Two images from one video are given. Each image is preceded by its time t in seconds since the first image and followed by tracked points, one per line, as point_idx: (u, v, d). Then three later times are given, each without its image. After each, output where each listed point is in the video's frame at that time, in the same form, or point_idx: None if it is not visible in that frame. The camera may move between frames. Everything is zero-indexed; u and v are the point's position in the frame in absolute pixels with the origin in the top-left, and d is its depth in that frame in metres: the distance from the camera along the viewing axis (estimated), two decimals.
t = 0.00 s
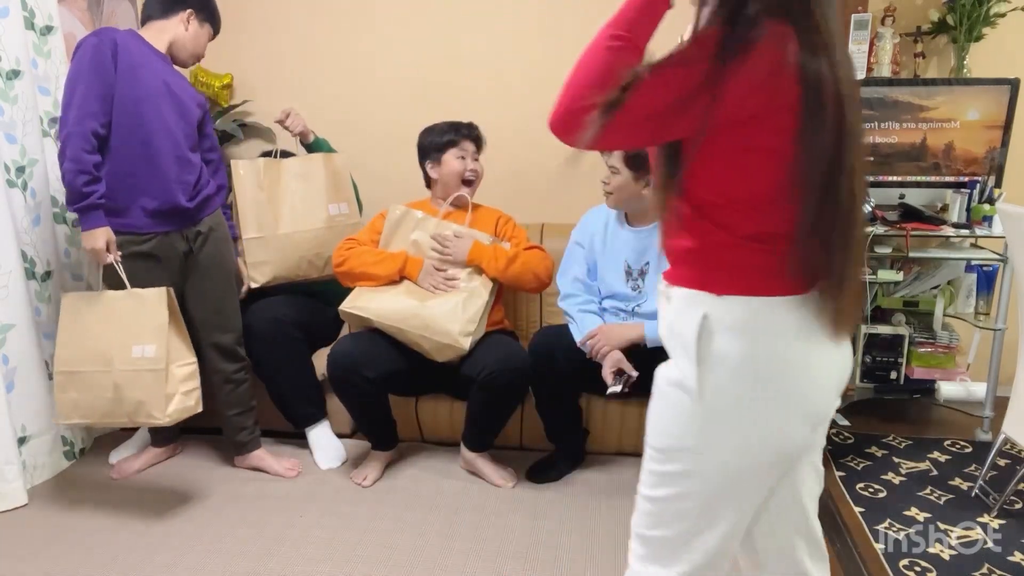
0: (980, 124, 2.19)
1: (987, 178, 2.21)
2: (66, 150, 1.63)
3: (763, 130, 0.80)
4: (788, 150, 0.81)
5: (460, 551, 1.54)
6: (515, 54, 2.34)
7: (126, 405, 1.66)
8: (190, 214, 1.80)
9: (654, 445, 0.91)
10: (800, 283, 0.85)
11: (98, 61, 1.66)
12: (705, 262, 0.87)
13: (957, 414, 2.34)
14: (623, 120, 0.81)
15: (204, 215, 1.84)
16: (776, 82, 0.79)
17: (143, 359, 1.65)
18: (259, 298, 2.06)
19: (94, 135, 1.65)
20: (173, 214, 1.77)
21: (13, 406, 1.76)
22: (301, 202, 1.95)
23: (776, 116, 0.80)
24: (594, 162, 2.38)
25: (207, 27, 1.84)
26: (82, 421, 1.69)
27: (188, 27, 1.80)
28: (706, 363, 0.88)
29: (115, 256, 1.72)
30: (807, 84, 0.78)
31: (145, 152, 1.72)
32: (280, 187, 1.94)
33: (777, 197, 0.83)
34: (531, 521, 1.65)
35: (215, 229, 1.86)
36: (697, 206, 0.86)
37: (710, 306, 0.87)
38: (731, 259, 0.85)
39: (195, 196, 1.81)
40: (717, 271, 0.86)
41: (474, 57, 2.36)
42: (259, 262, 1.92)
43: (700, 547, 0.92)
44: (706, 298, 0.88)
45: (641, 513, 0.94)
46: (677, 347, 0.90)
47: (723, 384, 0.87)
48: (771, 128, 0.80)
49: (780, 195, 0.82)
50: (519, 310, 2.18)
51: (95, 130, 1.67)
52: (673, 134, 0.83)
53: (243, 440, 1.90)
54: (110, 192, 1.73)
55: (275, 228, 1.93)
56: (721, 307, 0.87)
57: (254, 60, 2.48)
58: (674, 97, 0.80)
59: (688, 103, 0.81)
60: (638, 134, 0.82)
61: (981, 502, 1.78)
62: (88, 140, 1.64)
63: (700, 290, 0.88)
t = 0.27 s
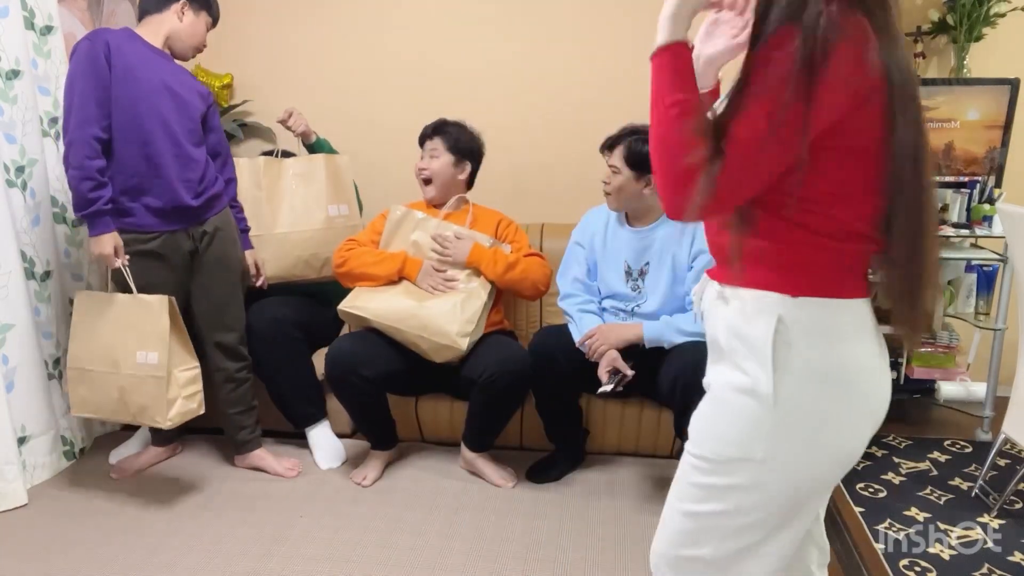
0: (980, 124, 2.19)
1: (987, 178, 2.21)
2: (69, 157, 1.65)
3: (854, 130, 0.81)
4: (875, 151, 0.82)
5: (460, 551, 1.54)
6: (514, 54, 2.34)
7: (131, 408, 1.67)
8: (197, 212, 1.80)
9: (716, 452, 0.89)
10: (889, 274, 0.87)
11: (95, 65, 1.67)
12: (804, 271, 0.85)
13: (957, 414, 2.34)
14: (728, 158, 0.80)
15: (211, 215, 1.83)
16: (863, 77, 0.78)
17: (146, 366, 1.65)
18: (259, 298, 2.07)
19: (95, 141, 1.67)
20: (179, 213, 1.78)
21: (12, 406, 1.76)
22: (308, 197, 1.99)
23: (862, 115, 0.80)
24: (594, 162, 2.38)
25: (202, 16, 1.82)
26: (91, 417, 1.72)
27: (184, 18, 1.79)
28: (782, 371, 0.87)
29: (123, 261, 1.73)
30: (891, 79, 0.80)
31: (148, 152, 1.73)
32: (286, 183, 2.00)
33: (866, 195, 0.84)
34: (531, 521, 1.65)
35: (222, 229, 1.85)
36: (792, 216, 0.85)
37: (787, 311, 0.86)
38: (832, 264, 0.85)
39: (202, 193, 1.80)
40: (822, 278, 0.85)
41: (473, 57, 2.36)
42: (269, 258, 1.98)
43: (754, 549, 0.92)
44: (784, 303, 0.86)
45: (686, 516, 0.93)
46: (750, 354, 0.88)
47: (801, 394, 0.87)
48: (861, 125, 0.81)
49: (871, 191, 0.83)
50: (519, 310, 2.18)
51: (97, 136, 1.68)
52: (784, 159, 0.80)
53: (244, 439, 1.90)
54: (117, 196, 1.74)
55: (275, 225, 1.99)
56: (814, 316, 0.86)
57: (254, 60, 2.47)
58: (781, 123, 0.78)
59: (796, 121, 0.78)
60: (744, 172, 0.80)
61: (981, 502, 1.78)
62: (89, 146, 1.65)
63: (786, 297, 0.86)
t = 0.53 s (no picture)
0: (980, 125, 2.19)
1: (987, 178, 2.21)
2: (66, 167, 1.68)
3: (900, 142, 0.71)
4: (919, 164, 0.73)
5: (460, 551, 1.54)
6: (514, 54, 2.34)
7: (112, 408, 1.70)
8: (197, 213, 1.80)
9: (759, 498, 0.79)
10: (934, 297, 0.80)
11: (89, 74, 1.67)
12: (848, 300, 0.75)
13: (957, 414, 2.34)
14: (774, 194, 0.67)
15: (212, 218, 1.83)
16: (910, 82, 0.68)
17: (125, 375, 1.66)
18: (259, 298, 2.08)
19: (91, 149, 1.69)
20: (178, 216, 1.78)
21: (13, 406, 1.76)
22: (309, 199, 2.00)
23: (907, 122, 0.70)
24: (594, 162, 2.38)
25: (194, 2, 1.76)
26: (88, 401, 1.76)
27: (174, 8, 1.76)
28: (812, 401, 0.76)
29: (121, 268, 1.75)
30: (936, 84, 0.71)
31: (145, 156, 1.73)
32: (286, 185, 2.01)
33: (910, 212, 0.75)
34: (531, 521, 1.65)
35: (224, 229, 1.85)
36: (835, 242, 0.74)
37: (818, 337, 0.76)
38: (877, 292, 0.76)
39: (201, 194, 1.80)
40: (867, 308, 0.76)
41: (473, 57, 2.36)
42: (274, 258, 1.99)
43: None
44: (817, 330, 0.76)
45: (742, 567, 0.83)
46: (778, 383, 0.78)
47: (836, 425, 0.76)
48: (906, 136, 0.71)
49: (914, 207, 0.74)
50: (519, 310, 2.18)
51: (92, 143, 1.69)
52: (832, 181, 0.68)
53: (244, 439, 1.90)
54: (115, 201, 1.76)
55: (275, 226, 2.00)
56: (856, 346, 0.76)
57: (254, 60, 2.47)
58: (831, 142, 0.66)
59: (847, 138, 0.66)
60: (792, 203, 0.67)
61: (981, 502, 1.78)
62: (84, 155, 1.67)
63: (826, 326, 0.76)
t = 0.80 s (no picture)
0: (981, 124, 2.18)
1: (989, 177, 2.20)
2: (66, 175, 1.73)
3: (927, 139, 0.70)
4: (954, 161, 0.71)
5: (459, 551, 1.54)
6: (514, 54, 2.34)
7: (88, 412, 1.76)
8: (198, 215, 1.81)
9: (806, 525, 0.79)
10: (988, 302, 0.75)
11: (83, 84, 1.69)
12: (878, 308, 0.74)
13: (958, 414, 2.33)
14: (780, 213, 0.69)
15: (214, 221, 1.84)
16: (928, 73, 0.67)
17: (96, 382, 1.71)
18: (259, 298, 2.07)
19: (87, 158, 1.72)
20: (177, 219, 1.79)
21: (13, 406, 1.76)
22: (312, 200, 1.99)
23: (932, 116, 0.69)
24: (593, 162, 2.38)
25: None
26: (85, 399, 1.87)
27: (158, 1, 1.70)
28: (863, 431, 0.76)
29: (108, 274, 1.81)
30: (964, 71, 0.69)
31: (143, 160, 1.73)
32: (287, 186, 2.00)
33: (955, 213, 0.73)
34: (531, 521, 1.65)
35: (227, 231, 1.86)
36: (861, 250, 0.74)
37: (864, 363, 0.76)
38: (911, 298, 0.74)
39: (202, 196, 1.80)
40: (899, 314, 0.74)
41: (473, 56, 2.36)
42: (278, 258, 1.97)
43: None
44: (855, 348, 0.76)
45: None
46: (823, 410, 0.78)
47: (889, 456, 0.76)
48: (932, 131, 0.70)
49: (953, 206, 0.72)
50: (518, 310, 2.18)
51: (91, 151, 1.72)
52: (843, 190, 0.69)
53: (244, 438, 1.90)
54: (118, 207, 1.80)
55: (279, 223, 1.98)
56: (888, 356, 0.75)
57: (253, 59, 2.47)
58: (837, 149, 0.67)
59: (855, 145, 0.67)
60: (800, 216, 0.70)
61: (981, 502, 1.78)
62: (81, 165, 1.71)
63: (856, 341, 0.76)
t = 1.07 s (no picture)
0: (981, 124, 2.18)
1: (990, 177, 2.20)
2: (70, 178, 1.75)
3: (957, 143, 0.67)
4: (989, 162, 0.68)
5: (458, 551, 1.54)
6: (514, 54, 2.34)
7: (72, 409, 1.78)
8: (197, 217, 1.80)
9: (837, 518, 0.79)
10: None
11: (81, 89, 1.71)
12: (929, 325, 0.71)
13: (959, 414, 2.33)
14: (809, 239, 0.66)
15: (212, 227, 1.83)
16: (951, 69, 0.65)
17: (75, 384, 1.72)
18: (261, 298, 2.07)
19: (89, 161, 1.74)
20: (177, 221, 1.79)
21: (13, 406, 1.77)
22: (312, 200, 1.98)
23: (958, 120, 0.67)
24: (593, 162, 2.38)
25: None
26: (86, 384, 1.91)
27: None
28: (903, 454, 0.74)
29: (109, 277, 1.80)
30: (989, 65, 0.66)
31: (142, 164, 1.74)
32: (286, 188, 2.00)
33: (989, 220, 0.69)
34: (531, 521, 1.65)
35: (226, 232, 1.85)
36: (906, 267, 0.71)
37: (907, 393, 0.73)
38: (944, 312, 0.71)
39: (201, 199, 1.80)
40: (930, 330, 0.71)
41: (473, 56, 2.36)
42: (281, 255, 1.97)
43: None
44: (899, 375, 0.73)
45: None
46: (860, 443, 0.77)
47: (933, 489, 0.74)
48: (966, 128, 0.67)
49: (1000, 206, 0.69)
50: (518, 310, 2.18)
51: (92, 155, 1.74)
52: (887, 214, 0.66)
53: (244, 439, 1.90)
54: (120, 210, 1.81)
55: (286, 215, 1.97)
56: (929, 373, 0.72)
57: (254, 59, 2.47)
58: (870, 169, 0.65)
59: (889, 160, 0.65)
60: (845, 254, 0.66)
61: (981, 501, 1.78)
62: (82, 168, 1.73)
63: (906, 367, 0.73)
